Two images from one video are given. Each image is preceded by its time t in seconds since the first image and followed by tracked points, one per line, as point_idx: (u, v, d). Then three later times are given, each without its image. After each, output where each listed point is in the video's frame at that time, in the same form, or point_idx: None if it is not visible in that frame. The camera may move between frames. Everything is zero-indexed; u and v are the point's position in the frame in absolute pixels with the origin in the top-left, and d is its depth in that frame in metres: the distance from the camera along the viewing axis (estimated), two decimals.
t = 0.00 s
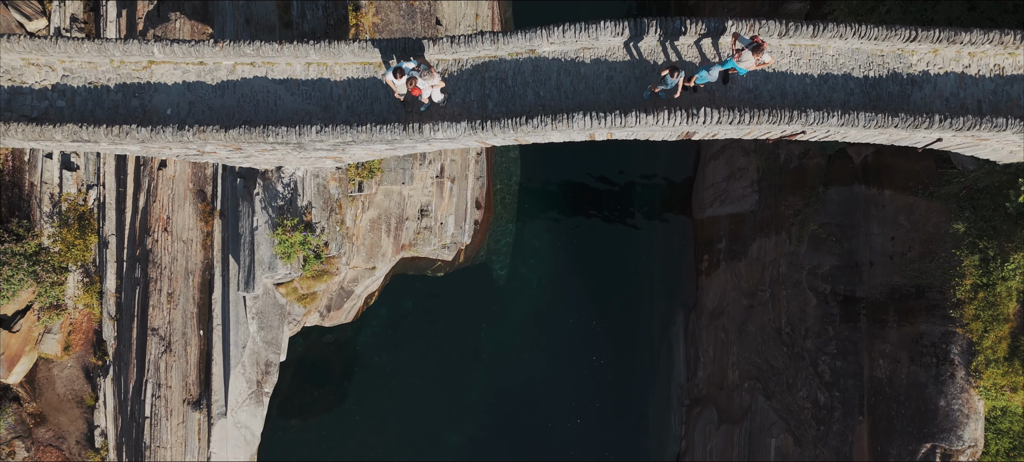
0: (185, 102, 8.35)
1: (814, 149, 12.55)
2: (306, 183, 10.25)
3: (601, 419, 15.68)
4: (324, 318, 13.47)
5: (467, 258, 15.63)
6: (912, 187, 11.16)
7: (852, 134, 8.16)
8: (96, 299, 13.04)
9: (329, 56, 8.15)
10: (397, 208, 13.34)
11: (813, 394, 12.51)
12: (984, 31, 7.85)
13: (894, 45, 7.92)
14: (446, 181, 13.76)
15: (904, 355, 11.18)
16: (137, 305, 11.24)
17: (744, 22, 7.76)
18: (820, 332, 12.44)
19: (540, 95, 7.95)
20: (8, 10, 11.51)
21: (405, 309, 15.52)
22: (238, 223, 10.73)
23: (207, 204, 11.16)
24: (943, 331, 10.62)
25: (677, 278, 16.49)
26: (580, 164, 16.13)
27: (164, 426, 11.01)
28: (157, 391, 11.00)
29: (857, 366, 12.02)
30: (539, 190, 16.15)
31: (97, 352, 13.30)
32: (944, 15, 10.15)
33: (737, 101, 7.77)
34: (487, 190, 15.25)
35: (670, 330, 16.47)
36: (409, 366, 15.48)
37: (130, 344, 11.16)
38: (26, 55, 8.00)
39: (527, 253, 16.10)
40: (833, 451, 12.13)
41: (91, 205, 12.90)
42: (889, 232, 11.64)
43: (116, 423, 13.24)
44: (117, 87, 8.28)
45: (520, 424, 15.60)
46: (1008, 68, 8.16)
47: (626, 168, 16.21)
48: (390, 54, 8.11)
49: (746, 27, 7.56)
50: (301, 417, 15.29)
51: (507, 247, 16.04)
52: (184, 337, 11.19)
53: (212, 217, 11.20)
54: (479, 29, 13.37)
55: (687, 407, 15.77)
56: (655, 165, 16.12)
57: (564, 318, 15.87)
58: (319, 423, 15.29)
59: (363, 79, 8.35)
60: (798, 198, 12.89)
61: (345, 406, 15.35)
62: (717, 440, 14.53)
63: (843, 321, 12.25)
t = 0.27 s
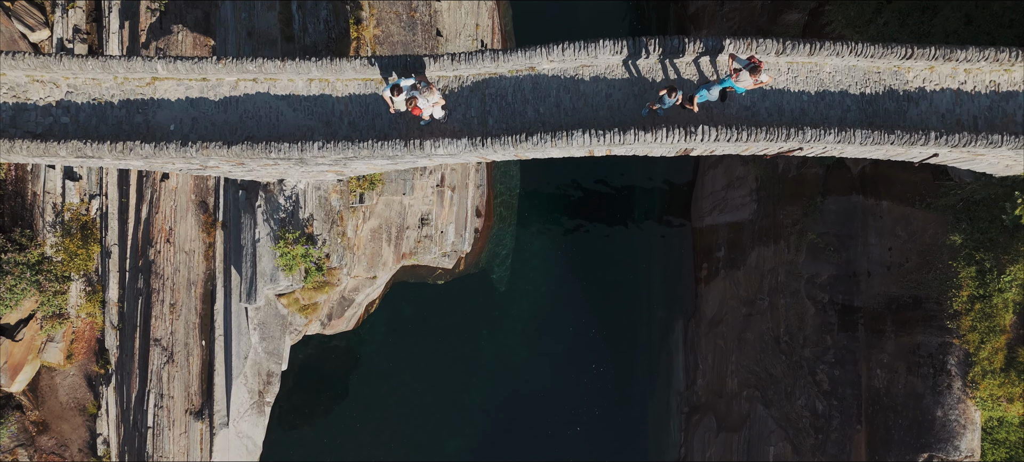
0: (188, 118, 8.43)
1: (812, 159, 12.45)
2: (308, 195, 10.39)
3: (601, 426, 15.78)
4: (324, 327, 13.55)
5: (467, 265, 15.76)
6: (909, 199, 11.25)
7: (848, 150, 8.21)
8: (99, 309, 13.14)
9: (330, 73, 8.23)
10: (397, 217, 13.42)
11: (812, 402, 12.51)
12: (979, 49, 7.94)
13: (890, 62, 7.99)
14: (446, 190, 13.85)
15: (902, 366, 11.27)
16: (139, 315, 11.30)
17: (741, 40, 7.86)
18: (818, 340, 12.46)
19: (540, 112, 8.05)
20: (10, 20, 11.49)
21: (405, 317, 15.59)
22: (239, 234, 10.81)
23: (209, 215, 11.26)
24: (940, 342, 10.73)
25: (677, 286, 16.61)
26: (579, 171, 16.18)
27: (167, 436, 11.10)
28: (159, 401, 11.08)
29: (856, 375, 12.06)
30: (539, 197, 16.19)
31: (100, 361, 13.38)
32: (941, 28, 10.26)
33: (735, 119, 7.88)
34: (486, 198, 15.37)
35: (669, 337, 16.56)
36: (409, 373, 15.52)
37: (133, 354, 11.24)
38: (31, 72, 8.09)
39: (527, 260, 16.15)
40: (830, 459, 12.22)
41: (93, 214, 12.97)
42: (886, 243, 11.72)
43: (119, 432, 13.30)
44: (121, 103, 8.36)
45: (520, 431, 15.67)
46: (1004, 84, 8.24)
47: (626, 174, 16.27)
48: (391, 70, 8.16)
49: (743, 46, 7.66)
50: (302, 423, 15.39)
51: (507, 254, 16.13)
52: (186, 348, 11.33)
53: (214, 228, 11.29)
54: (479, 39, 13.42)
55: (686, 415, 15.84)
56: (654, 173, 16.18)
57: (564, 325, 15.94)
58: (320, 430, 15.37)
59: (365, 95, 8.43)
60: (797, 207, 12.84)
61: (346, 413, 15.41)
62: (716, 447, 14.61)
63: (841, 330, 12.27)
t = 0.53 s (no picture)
0: (191, 134, 8.50)
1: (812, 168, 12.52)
2: (310, 207, 10.60)
3: (601, 434, 15.85)
4: (326, 335, 13.56)
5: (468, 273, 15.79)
6: (907, 210, 11.36)
7: (845, 167, 8.35)
8: (101, 318, 13.20)
9: (332, 89, 8.32)
10: (398, 226, 13.45)
11: (809, 411, 12.57)
12: (974, 67, 8.01)
13: (887, 80, 8.09)
14: (447, 198, 13.91)
15: (899, 376, 11.36)
16: (141, 326, 11.37)
17: (739, 59, 7.98)
18: (817, 349, 12.51)
19: (540, 129, 8.14)
20: (14, 32, 11.52)
21: (405, 325, 15.65)
22: (240, 246, 10.94)
23: (211, 226, 11.37)
24: (937, 353, 10.83)
25: (677, 294, 16.67)
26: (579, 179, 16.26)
27: (169, 446, 11.18)
28: (161, 412, 11.16)
29: (854, 384, 12.07)
30: (539, 205, 16.29)
31: (102, 369, 13.44)
32: (937, 42, 10.29)
33: (732, 136, 7.99)
34: (486, 206, 15.45)
35: (668, 345, 16.64)
36: (410, 380, 15.58)
37: (135, 364, 11.31)
38: (36, 89, 8.18)
39: (527, 268, 16.23)
40: None
41: (96, 224, 13.07)
42: (884, 253, 11.83)
43: (121, 440, 13.38)
44: (124, 119, 8.44)
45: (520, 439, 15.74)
46: (999, 100, 8.32)
47: (626, 182, 16.34)
48: (391, 87, 8.26)
49: (740, 65, 7.75)
50: (303, 431, 15.44)
51: (507, 262, 16.20)
52: (188, 358, 11.44)
53: (216, 239, 11.41)
54: (479, 48, 13.63)
55: (686, 422, 15.95)
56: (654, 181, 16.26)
57: (564, 333, 16.01)
58: (321, 437, 15.42)
59: (366, 111, 8.52)
60: (795, 216, 12.89)
61: (347, 421, 15.46)
62: (715, 455, 14.67)
63: (839, 339, 12.34)
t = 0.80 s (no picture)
0: (194, 149, 8.57)
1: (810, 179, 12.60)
2: (312, 219, 10.92)
3: (600, 441, 15.92)
4: (327, 343, 13.26)
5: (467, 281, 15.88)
6: (903, 221, 11.46)
7: (842, 183, 8.41)
8: (103, 327, 13.26)
9: (334, 105, 8.39)
10: (399, 235, 13.46)
11: (807, 419, 12.64)
12: (971, 83, 8.04)
13: (883, 96, 8.15)
14: (447, 207, 13.95)
15: (897, 386, 11.42)
16: (144, 336, 11.45)
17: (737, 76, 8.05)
18: (815, 358, 12.60)
19: (540, 146, 8.24)
20: (15, 42, 11.54)
21: (406, 333, 15.72)
22: (243, 257, 11.13)
23: (213, 238, 11.52)
24: (934, 363, 10.86)
25: (677, 302, 16.75)
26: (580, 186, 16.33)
27: (171, 456, 11.25)
28: (163, 422, 11.24)
29: (852, 393, 12.18)
30: (539, 212, 16.40)
31: (104, 378, 13.51)
32: (934, 55, 10.28)
33: (729, 153, 8.08)
34: (486, 214, 15.53)
35: (667, 352, 16.72)
36: (410, 388, 15.64)
37: (138, 374, 11.39)
38: (40, 105, 8.27)
39: (527, 276, 16.30)
40: None
41: (98, 234, 13.14)
42: (881, 263, 11.95)
43: (123, 448, 13.45)
44: (128, 135, 8.52)
45: (520, 446, 15.80)
46: (995, 116, 8.39)
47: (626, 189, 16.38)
48: (391, 104, 8.35)
49: (738, 83, 7.83)
50: (305, 438, 15.51)
51: (507, 269, 16.27)
52: (190, 368, 11.51)
53: (218, 250, 11.59)
54: (479, 58, 13.73)
55: (685, 430, 16.02)
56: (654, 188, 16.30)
57: (564, 340, 16.08)
58: (323, 445, 15.48)
59: (367, 126, 8.60)
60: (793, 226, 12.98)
61: (348, 429, 15.51)
62: None
63: (837, 348, 12.43)
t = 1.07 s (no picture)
0: (197, 164, 8.65)
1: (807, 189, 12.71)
2: (313, 231, 10.94)
3: (600, 448, 16.01)
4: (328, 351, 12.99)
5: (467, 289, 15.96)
6: (901, 231, 11.53)
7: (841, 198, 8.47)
8: (106, 336, 13.38)
9: (335, 121, 8.46)
10: (399, 245, 13.14)
11: (806, 428, 12.74)
12: (966, 100, 8.14)
13: (879, 112, 8.23)
14: (448, 216, 13.80)
15: (894, 396, 11.51)
16: (146, 346, 11.54)
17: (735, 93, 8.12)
18: (814, 367, 12.69)
19: (539, 162, 8.33)
20: (19, 53, 11.66)
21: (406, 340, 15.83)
22: (245, 268, 11.24)
23: (215, 248, 11.62)
24: (931, 374, 10.95)
25: (677, 309, 16.81)
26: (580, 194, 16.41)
27: None
28: (166, 432, 11.37)
29: (850, 402, 12.26)
30: (539, 219, 16.51)
31: (106, 386, 13.62)
32: (930, 68, 10.28)
33: (727, 169, 8.17)
34: (486, 221, 15.59)
35: (667, 359, 16.79)
36: (410, 395, 15.70)
37: (141, 384, 11.50)
38: (44, 122, 8.35)
39: (527, 283, 16.38)
40: None
41: (100, 243, 13.24)
42: (879, 273, 12.03)
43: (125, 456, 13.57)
44: (131, 151, 8.60)
45: (520, 454, 15.90)
46: (990, 132, 8.46)
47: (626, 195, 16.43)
48: (392, 121, 8.44)
49: (736, 100, 7.93)
50: (306, 445, 15.62)
51: (507, 277, 16.32)
52: (192, 378, 11.65)
53: (220, 261, 11.68)
54: (479, 67, 13.85)
55: (684, 437, 16.10)
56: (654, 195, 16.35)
57: (563, 348, 16.17)
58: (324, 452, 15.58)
59: (369, 141, 8.67)
60: (790, 236, 13.11)
61: (349, 436, 15.60)
62: None
63: (835, 357, 12.51)
